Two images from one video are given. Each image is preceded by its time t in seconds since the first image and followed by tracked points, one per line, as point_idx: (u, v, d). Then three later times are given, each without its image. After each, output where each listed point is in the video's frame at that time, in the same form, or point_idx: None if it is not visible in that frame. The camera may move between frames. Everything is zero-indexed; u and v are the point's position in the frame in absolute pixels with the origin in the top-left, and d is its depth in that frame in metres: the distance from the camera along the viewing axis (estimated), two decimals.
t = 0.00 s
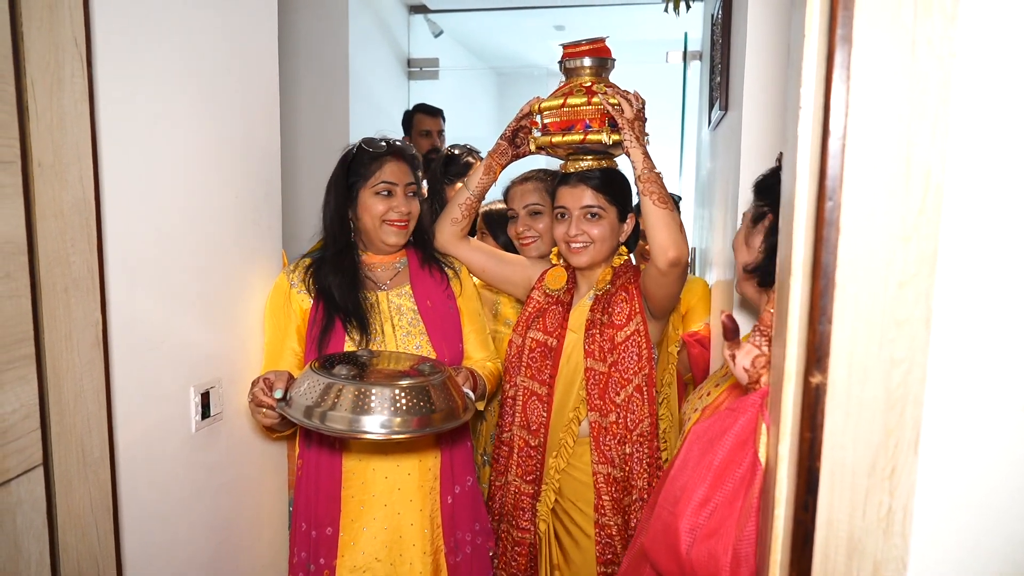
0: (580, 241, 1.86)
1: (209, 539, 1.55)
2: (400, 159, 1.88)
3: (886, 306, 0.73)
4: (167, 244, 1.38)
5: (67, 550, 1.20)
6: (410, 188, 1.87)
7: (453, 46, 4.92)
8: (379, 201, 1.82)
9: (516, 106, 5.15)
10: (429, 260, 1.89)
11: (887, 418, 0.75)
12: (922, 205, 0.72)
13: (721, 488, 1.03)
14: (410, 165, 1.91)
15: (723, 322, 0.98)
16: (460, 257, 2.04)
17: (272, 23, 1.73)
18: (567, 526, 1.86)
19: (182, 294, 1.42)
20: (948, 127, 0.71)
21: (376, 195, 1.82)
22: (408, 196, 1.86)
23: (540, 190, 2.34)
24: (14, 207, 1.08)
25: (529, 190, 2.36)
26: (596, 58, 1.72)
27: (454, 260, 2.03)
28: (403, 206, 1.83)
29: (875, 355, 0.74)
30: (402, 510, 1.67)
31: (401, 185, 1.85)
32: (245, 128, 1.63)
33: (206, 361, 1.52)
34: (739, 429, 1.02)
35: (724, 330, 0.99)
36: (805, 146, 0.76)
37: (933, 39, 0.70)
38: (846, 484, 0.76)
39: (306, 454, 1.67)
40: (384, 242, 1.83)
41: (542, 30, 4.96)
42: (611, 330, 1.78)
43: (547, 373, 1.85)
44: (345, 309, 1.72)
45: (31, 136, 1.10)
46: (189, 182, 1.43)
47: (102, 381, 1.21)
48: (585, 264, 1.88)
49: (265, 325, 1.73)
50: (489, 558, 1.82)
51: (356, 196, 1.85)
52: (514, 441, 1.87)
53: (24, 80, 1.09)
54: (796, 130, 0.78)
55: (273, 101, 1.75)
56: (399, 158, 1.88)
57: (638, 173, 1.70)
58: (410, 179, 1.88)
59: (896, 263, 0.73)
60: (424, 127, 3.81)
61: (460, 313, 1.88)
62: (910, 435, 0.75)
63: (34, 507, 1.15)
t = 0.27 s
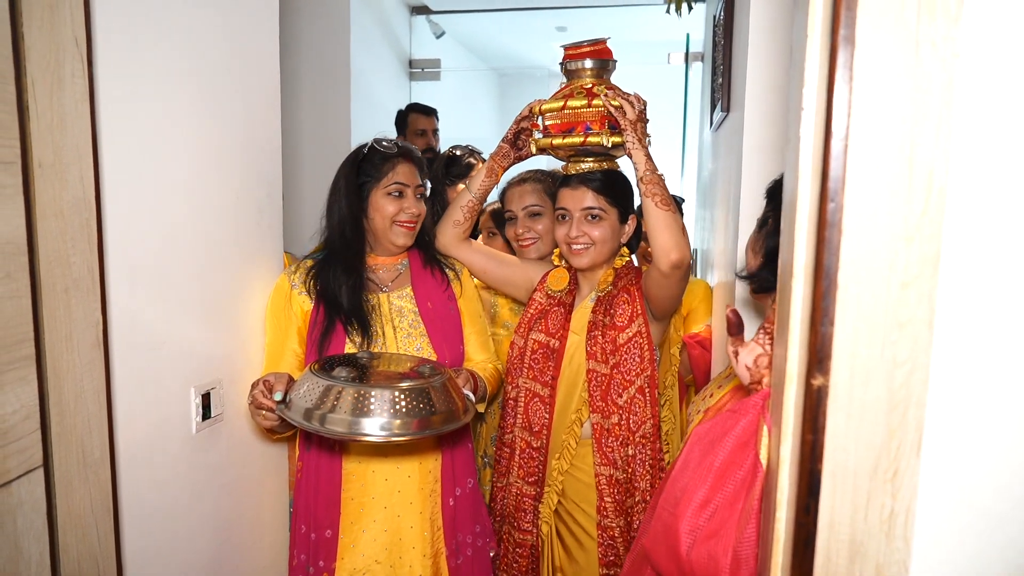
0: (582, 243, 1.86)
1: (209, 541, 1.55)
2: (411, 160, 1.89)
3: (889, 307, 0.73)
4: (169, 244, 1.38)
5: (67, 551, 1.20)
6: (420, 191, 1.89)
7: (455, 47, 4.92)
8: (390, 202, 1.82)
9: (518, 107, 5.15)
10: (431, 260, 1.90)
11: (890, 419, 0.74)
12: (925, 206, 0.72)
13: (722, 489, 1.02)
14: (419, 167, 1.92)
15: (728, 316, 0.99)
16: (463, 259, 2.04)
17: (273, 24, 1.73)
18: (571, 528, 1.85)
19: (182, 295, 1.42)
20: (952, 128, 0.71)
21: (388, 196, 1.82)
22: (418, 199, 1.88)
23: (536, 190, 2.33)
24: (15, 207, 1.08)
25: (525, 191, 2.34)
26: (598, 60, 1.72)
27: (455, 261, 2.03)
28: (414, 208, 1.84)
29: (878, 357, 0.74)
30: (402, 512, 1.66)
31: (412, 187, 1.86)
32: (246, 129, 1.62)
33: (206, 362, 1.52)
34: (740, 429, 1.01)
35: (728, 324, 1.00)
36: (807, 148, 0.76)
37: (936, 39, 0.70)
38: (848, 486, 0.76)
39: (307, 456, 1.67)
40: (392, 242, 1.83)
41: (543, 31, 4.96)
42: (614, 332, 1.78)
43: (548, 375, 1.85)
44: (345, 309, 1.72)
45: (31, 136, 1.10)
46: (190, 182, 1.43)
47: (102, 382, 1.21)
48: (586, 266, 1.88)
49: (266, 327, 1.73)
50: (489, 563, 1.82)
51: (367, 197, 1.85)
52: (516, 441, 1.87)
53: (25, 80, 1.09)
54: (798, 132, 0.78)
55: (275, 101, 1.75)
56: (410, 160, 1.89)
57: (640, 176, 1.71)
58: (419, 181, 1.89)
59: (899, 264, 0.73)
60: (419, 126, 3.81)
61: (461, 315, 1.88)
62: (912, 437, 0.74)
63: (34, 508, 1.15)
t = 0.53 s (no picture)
0: (585, 242, 1.84)
1: (209, 537, 1.54)
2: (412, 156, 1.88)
3: (893, 305, 0.72)
4: (168, 240, 1.37)
5: (67, 548, 1.20)
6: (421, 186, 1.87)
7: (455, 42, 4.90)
8: (391, 197, 1.81)
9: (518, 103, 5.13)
10: (431, 257, 1.89)
11: (893, 418, 0.74)
12: (930, 202, 0.71)
13: (723, 486, 1.01)
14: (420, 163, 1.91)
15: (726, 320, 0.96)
16: (464, 256, 2.04)
17: (272, 19, 1.72)
18: (574, 523, 1.83)
19: (182, 291, 1.42)
20: (958, 125, 0.70)
21: (388, 191, 1.81)
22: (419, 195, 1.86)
23: (536, 186, 2.32)
24: (13, 203, 1.07)
25: (526, 186, 2.33)
26: (600, 56, 1.71)
27: (455, 257, 2.03)
28: (414, 204, 1.83)
29: (882, 355, 0.73)
30: (402, 509, 1.66)
31: (413, 182, 1.85)
32: (245, 124, 1.62)
33: (206, 358, 1.51)
34: (742, 427, 0.99)
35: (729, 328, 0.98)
36: (811, 144, 0.75)
37: (942, 35, 0.69)
38: (851, 485, 0.75)
39: (307, 454, 1.66)
40: (394, 238, 1.83)
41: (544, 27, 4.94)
42: (619, 330, 1.78)
43: (553, 373, 1.84)
44: (345, 305, 1.72)
45: (29, 130, 1.09)
46: (189, 178, 1.42)
47: (101, 378, 1.21)
48: (590, 264, 1.87)
49: (265, 324, 1.72)
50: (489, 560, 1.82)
51: (366, 192, 1.84)
52: (521, 441, 1.86)
53: (23, 73, 1.08)
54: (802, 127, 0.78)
55: (274, 97, 1.74)
56: (410, 156, 1.87)
57: (648, 174, 1.69)
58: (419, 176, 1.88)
59: (904, 262, 0.72)
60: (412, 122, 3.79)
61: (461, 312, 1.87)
62: (916, 436, 0.74)
63: (33, 506, 1.14)
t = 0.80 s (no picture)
0: (585, 241, 1.84)
1: (207, 537, 1.53)
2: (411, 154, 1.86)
3: (897, 305, 0.72)
4: (165, 239, 1.36)
5: (61, 549, 1.19)
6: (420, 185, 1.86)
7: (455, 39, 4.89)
8: (388, 196, 1.79)
9: (518, 100, 5.12)
10: (429, 255, 1.87)
11: (897, 419, 0.73)
12: (935, 201, 0.70)
13: (724, 487, 1.00)
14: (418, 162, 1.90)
15: (727, 321, 0.96)
16: (463, 254, 2.03)
17: (270, 15, 1.70)
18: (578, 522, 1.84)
19: (179, 290, 1.40)
20: (964, 123, 0.69)
21: (386, 189, 1.80)
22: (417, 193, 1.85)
23: (537, 185, 2.32)
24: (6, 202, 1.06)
25: (526, 185, 2.32)
26: (601, 54, 1.70)
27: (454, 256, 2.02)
28: (412, 202, 1.81)
29: (886, 356, 0.72)
30: (398, 509, 1.65)
31: (411, 180, 1.83)
32: (243, 121, 1.60)
33: (203, 357, 1.50)
34: (743, 427, 0.98)
35: (728, 330, 0.97)
36: (814, 142, 0.74)
37: (948, 31, 0.68)
38: (855, 486, 0.74)
39: (304, 454, 1.66)
40: (391, 237, 1.81)
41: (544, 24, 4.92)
42: (620, 330, 1.77)
43: (553, 377, 1.83)
44: (343, 303, 1.72)
45: (22, 127, 1.08)
46: (186, 175, 1.41)
47: (97, 378, 1.20)
48: (589, 265, 1.87)
49: (264, 322, 1.72)
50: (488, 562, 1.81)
51: (364, 190, 1.82)
52: (520, 444, 1.84)
53: (17, 70, 1.08)
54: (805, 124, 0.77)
55: (272, 94, 1.73)
56: (409, 154, 1.86)
57: (648, 174, 1.68)
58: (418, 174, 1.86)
59: (908, 261, 0.71)
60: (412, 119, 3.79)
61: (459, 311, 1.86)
62: (920, 437, 0.73)
63: (26, 506, 1.14)
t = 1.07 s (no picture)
0: (581, 241, 1.82)
1: (200, 539, 1.51)
2: (406, 151, 1.84)
3: (904, 308, 0.70)
4: (158, 236, 1.34)
5: (50, 551, 1.18)
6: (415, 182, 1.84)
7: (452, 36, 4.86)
8: (383, 194, 1.78)
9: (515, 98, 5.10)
10: (426, 253, 1.85)
11: (903, 425, 0.71)
12: (944, 201, 0.68)
13: (724, 490, 0.99)
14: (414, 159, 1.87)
15: (728, 324, 0.94)
16: (459, 253, 2.01)
17: (265, 10, 1.68)
18: (580, 525, 1.83)
19: (172, 289, 1.38)
20: (973, 121, 0.67)
21: (381, 187, 1.78)
22: (412, 191, 1.83)
23: (527, 183, 2.29)
24: None
25: (517, 185, 2.29)
26: (597, 50, 1.68)
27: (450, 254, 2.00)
28: (408, 200, 1.79)
29: (892, 360, 0.71)
30: (395, 509, 1.64)
31: (407, 179, 1.81)
32: (237, 117, 1.58)
33: (197, 357, 1.48)
34: (744, 431, 0.97)
35: (729, 333, 0.95)
36: (819, 140, 0.73)
37: (957, 27, 0.66)
38: (860, 493, 0.73)
39: (299, 453, 1.64)
40: (387, 236, 1.80)
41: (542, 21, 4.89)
42: (620, 331, 1.75)
43: (553, 377, 1.81)
44: (339, 301, 1.70)
45: (10, 123, 1.06)
46: (179, 172, 1.39)
47: (88, 379, 1.18)
48: (586, 264, 1.85)
49: (258, 320, 1.70)
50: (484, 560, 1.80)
51: (359, 188, 1.80)
52: (518, 446, 1.83)
53: (6, 65, 1.06)
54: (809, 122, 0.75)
55: (267, 90, 1.71)
56: (404, 151, 1.84)
57: (646, 172, 1.67)
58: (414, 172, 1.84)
59: (916, 263, 0.69)
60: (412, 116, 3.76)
61: (456, 310, 1.84)
62: (926, 443, 0.71)
63: (14, 510, 1.12)
